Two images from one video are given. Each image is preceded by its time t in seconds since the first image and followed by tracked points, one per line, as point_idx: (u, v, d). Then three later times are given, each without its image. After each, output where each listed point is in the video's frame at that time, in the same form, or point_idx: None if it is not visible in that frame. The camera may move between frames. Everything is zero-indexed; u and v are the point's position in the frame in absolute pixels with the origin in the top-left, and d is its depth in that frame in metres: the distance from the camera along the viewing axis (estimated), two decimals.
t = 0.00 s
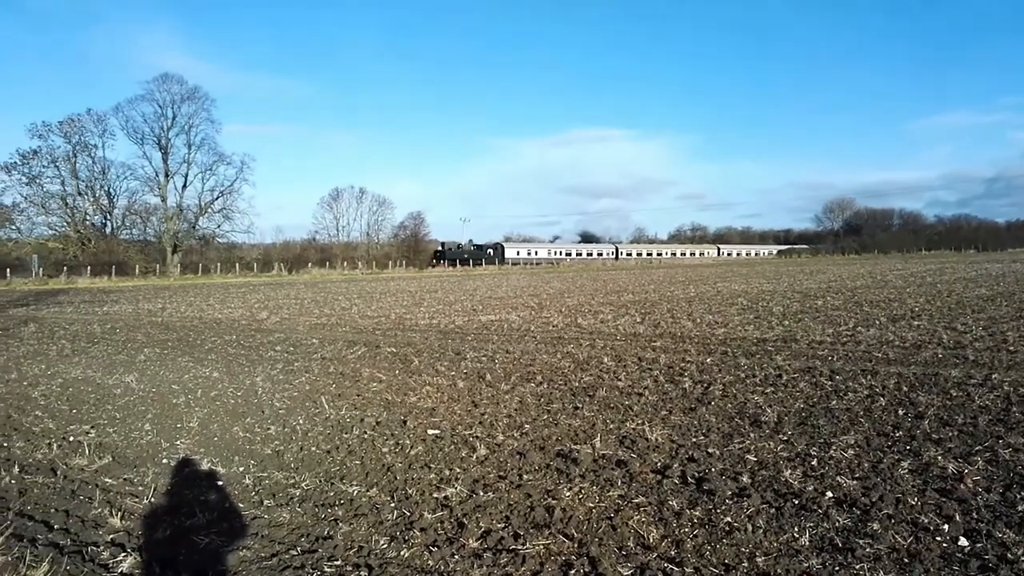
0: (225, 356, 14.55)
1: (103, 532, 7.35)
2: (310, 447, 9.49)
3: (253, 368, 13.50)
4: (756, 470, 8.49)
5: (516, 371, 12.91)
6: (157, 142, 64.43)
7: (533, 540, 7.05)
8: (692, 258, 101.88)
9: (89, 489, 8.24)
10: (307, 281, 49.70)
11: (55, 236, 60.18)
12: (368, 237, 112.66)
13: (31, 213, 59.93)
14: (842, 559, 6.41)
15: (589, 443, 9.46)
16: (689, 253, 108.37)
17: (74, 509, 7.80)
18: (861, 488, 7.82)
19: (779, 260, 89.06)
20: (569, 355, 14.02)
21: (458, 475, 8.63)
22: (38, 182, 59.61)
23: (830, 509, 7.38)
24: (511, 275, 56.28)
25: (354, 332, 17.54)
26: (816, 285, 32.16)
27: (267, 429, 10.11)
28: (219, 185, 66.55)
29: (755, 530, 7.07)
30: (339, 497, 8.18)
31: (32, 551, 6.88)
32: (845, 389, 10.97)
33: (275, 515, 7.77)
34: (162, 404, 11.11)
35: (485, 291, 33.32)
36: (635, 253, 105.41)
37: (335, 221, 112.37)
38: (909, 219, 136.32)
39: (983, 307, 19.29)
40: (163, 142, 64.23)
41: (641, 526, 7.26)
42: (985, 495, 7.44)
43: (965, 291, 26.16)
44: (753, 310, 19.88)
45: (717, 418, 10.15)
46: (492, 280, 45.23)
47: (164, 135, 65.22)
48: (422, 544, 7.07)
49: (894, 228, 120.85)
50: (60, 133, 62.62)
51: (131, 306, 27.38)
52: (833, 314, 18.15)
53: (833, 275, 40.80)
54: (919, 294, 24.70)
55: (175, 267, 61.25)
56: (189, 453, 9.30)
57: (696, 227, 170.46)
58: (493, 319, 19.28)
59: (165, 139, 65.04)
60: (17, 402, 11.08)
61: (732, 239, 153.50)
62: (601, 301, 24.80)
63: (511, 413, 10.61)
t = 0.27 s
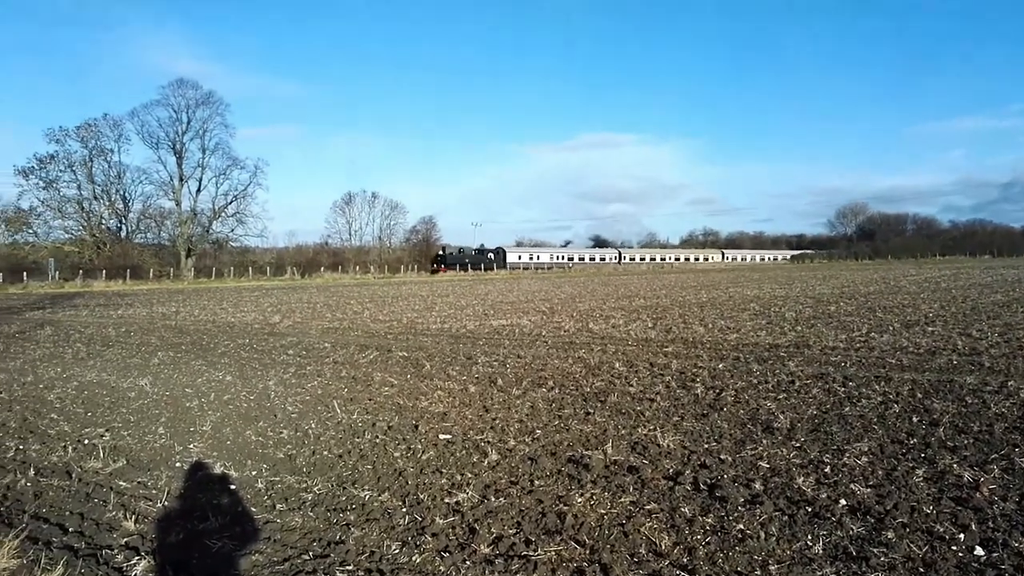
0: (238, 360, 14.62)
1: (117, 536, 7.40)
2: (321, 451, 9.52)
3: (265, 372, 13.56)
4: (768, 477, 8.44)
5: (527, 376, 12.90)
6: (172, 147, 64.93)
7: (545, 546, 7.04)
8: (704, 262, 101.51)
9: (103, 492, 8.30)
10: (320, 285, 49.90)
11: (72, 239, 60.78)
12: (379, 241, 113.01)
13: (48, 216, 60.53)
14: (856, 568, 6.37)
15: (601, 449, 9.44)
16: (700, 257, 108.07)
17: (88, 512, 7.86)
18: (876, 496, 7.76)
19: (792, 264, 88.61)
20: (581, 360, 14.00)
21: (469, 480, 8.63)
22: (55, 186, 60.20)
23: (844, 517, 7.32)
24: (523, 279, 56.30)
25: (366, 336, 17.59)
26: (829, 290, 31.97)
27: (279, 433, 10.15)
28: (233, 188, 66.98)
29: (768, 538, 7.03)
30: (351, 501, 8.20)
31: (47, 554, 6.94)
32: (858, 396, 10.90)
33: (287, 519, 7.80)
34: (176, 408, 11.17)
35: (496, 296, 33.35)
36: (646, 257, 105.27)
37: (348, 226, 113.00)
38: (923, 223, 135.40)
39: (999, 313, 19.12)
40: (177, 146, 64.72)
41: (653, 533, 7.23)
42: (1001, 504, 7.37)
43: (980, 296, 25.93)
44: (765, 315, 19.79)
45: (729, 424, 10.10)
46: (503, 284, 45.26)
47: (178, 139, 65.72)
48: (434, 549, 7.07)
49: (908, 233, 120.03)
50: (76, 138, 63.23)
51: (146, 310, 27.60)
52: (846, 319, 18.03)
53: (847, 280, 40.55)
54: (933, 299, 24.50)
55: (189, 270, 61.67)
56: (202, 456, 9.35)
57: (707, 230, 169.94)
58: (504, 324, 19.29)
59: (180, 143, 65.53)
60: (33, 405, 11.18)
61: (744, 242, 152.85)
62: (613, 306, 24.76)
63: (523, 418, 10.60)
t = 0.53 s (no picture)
0: (245, 365, 14.64)
1: (124, 540, 7.40)
2: (328, 457, 9.52)
3: (272, 377, 13.57)
4: (776, 484, 8.40)
5: (533, 382, 12.89)
6: (179, 153, 65.23)
7: (551, 552, 7.02)
8: (710, 268, 101.33)
9: (110, 497, 8.32)
10: (326, 291, 49.99)
11: (80, 245, 61.08)
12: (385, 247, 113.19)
13: (57, 222, 60.88)
14: None
15: (607, 455, 9.42)
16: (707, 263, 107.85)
17: (96, 517, 7.87)
18: (884, 503, 7.71)
19: (798, 270, 88.41)
20: (587, 366, 13.97)
21: (475, 486, 8.62)
22: (63, 192, 60.54)
23: (852, 525, 7.28)
24: (529, 285, 56.31)
25: (372, 341, 17.61)
26: (836, 297, 31.85)
27: (285, 438, 10.16)
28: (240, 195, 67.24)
29: (775, 545, 6.99)
30: (357, 507, 8.19)
31: (54, 558, 6.95)
32: (866, 403, 10.85)
33: (294, 525, 7.79)
34: (182, 413, 11.19)
35: (502, 302, 33.35)
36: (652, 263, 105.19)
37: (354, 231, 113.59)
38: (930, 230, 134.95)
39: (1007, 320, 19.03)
40: (185, 152, 64.99)
41: (659, 540, 7.21)
42: (1011, 512, 7.32)
43: (989, 303, 25.80)
44: (772, 322, 19.74)
45: (735, 430, 10.06)
46: (509, 291, 45.27)
47: (186, 145, 66.05)
48: (440, 555, 7.06)
49: (915, 240, 119.73)
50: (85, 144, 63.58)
51: (152, 315, 27.68)
52: (853, 326, 17.97)
53: (854, 286, 40.46)
54: (941, 306, 24.40)
55: (196, 276, 61.87)
56: (208, 462, 9.36)
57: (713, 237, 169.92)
58: (510, 330, 19.29)
59: (188, 150, 65.84)
60: (40, 410, 11.22)
61: (750, 249, 152.58)
62: (619, 312, 24.73)
63: (529, 424, 10.59)
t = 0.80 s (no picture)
0: (254, 364, 14.69)
1: (136, 538, 7.44)
2: (337, 455, 9.54)
3: (281, 376, 13.61)
4: (786, 482, 8.37)
5: (542, 380, 12.88)
6: (189, 153, 65.48)
7: (561, 550, 7.02)
8: (718, 267, 101.07)
9: (122, 495, 8.37)
10: (335, 291, 50.10)
11: (90, 245, 61.45)
12: (393, 246, 113.31)
13: (67, 222, 61.24)
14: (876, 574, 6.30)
15: (616, 453, 9.41)
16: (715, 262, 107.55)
17: (108, 514, 7.92)
18: (895, 501, 7.68)
19: (808, 268, 88.12)
20: (595, 364, 13.96)
21: (484, 484, 8.62)
22: (74, 193, 60.88)
23: (863, 522, 7.25)
24: (538, 283, 56.36)
25: (381, 340, 17.64)
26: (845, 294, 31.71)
27: (295, 437, 10.18)
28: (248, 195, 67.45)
29: (785, 543, 6.97)
30: (367, 505, 8.21)
31: (67, 556, 6.99)
32: (876, 400, 10.80)
33: (304, 523, 7.82)
34: (193, 411, 11.24)
35: (510, 300, 33.34)
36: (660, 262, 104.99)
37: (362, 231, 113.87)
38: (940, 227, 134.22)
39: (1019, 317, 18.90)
40: (194, 152, 65.22)
41: (670, 538, 7.19)
42: None
43: (1000, 300, 25.64)
44: (781, 319, 19.67)
45: (745, 428, 10.03)
46: (517, 289, 45.26)
47: (195, 146, 66.29)
48: (450, 553, 7.06)
49: (925, 237, 119.21)
50: (95, 145, 63.89)
51: (162, 314, 27.81)
52: (863, 323, 17.89)
53: (864, 284, 40.34)
54: (951, 303, 24.29)
55: (205, 276, 62.14)
56: (218, 460, 9.39)
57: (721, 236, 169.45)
58: (518, 328, 19.29)
59: (197, 150, 66.10)
60: (52, 408, 11.29)
61: (757, 248, 152.07)
62: (627, 310, 24.70)
63: (538, 422, 10.59)
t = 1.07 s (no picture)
0: (263, 370, 14.72)
1: (145, 544, 7.46)
2: (345, 462, 9.54)
3: (289, 382, 13.63)
4: (795, 491, 8.33)
5: (550, 387, 12.87)
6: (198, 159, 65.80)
7: (569, 559, 7.00)
8: (726, 273, 100.81)
9: (131, 501, 8.39)
10: (343, 296, 50.08)
11: (100, 250, 61.78)
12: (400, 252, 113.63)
13: (78, 228, 61.60)
14: None
15: (625, 461, 9.38)
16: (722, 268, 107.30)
17: (117, 520, 7.94)
18: (906, 511, 7.63)
19: (816, 275, 87.81)
20: (603, 371, 13.93)
21: (492, 492, 8.61)
22: (84, 198, 61.24)
23: (874, 533, 7.20)
24: (545, 289, 56.32)
25: (388, 346, 17.65)
26: (854, 301, 31.60)
27: (303, 443, 10.19)
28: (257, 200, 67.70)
29: (795, 553, 6.92)
30: (375, 512, 8.20)
31: (76, 561, 7.01)
32: (886, 409, 10.74)
33: (312, 530, 7.81)
34: (201, 417, 11.27)
35: (518, 306, 33.35)
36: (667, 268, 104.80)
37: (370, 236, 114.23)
38: (949, 234, 133.58)
39: None
40: (203, 158, 65.54)
41: (678, 547, 7.16)
42: None
43: (1011, 308, 25.48)
44: (790, 327, 19.60)
45: (754, 437, 9.99)
46: (525, 296, 45.27)
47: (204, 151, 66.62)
48: (458, 561, 7.05)
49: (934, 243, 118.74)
50: (106, 151, 64.27)
51: (171, 319, 27.90)
52: (873, 331, 17.81)
53: (873, 291, 40.21)
54: (961, 311, 24.16)
55: (214, 281, 62.36)
56: (227, 466, 9.41)
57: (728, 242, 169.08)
58: (526, 334, 19.28)
59: (206, 155, 66.43)
60: (62, 414, 11.33)
61: (765, 253, 151.65)
62: (635, 317, 24.66)
63: (546, 429, 10.57)
